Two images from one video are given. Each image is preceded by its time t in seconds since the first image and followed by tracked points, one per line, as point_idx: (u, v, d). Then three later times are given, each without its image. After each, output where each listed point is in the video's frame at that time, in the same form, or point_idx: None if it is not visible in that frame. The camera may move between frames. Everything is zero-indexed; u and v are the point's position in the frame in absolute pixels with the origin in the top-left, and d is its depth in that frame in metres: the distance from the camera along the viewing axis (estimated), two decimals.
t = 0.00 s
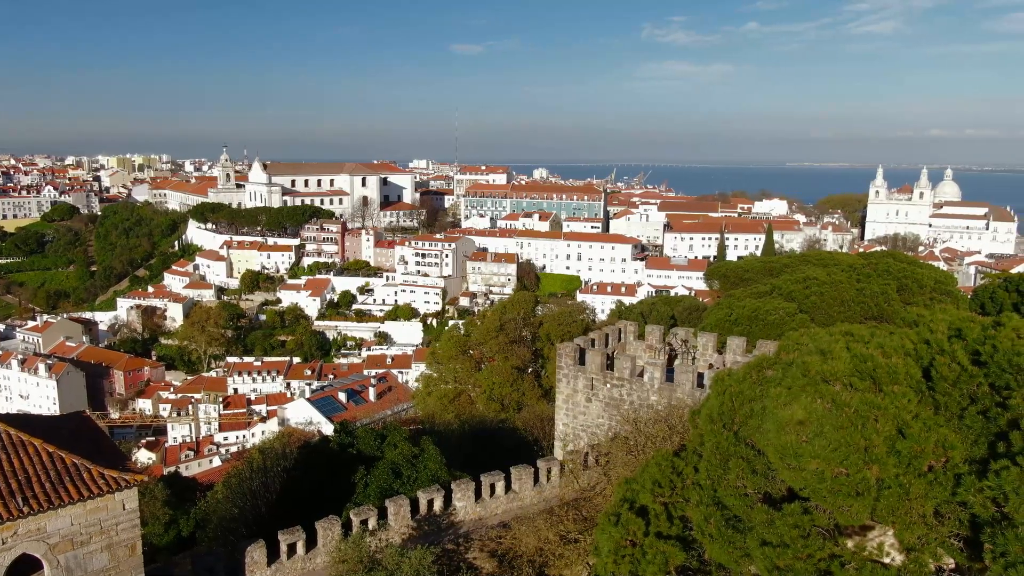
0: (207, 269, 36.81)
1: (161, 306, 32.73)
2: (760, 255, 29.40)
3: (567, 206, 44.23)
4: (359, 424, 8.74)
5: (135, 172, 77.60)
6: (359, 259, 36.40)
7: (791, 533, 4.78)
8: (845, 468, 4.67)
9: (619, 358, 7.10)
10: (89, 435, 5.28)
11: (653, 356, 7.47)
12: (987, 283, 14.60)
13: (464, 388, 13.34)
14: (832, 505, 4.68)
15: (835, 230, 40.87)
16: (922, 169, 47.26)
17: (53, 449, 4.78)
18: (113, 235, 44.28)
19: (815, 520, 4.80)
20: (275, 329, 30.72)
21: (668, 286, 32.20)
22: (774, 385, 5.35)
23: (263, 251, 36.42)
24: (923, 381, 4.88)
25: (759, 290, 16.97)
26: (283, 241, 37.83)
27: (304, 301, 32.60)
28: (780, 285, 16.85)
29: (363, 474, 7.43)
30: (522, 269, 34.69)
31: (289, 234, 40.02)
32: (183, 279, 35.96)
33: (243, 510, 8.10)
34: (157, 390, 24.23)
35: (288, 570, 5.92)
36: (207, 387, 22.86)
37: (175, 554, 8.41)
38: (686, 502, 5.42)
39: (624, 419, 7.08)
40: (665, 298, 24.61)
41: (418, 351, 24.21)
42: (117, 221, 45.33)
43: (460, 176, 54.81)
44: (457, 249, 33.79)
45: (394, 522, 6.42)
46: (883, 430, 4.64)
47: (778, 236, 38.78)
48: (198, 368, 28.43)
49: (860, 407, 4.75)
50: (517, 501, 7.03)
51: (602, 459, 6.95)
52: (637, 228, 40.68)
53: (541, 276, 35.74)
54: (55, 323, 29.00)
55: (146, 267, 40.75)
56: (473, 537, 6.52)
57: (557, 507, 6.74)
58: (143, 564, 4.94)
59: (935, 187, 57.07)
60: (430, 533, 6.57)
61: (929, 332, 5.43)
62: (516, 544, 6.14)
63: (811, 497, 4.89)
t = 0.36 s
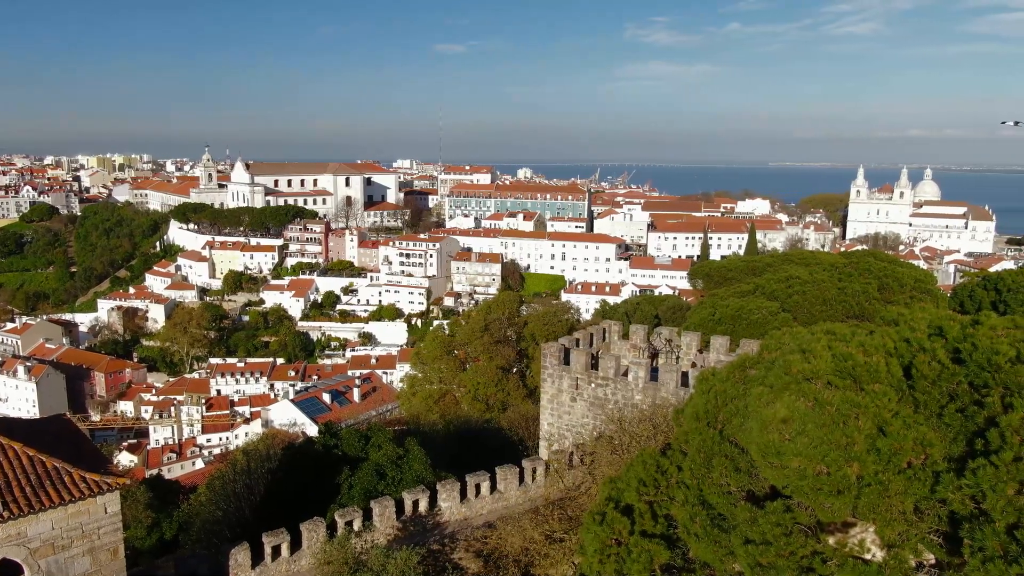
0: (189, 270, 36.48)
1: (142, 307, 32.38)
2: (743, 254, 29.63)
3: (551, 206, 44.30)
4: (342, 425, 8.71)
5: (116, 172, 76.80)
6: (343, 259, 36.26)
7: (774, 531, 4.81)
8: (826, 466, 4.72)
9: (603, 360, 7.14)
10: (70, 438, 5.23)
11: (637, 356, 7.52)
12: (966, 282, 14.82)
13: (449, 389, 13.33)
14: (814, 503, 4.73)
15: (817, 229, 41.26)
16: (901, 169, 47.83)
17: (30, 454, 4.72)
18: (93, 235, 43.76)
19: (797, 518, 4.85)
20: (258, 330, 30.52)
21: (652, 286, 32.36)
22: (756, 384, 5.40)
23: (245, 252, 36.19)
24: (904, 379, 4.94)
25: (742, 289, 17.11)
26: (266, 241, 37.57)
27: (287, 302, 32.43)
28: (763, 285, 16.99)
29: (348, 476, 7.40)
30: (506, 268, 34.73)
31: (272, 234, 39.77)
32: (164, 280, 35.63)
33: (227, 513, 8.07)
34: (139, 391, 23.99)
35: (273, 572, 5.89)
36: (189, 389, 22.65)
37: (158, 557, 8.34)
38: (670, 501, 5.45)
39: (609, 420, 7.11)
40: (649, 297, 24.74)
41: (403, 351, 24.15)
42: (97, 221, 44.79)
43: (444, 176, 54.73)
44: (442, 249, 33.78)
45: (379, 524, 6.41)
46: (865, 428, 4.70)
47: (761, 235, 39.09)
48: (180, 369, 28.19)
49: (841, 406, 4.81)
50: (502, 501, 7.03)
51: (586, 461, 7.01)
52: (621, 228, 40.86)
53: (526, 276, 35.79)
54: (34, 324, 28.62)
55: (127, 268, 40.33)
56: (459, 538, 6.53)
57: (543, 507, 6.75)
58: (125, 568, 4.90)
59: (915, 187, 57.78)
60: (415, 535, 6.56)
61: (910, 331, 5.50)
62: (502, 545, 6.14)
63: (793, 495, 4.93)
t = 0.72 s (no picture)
0: (170, 271, 36.10)
1: (123, 308, 31.99)
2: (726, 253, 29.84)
3: (535, 206, 44.35)
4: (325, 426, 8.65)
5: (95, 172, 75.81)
6: (326, 260, 36.07)
7: (758, 528, 4.86)
8: (811, 464, 4.77)
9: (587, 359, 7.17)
10: (51, 442, 5.16)
11: (621, 356, 7.55)
12: (945, 281, 15.02)
13: (434, 389, 13.32)
14: (798, 501, 4.78)
15: (799, 229, 41.63)
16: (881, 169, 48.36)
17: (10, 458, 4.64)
18: (72, 236, 43.19)
19: (781, 516, 4.91)
20: (240, 331, 30.27)
21: (635, 285, 32.48)
22: (741, 383, 5.45)
23: (228, 252, 35.92)
24: (885, 378, 5.00)
25: (725, 289, 17.24)
26: (249, 242, 37.28)
27: (270, 302, 32.22)
28: (746, 284, 17.10)
29: (332, 477, 7.37)
30: (490, 268, 34.74)
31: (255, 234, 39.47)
32: (145, 280, 35.25)
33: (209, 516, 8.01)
34: (120, 393, 23.72)
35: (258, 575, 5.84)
36: (171, 391, 22.41)
37: (139, 561, 8.26)
38: (657, 500, 5.49)
39: (593, 419, 7.13)
40: (632, 297, 24.82)
41: (387, 352, 24.06)
42: (77, 221, 44.20)
43: (428, 176, 54.60)
44: (426, 249, 33.71)
45: (364, 525, 6.39)
46: (847, 426, 4.76)
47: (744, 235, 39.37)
48: (162, 371, 27.92)
49: (824, 404, 4.87)
50: (487, 501, 7.03)
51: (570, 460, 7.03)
52: (604, 228, 41.00)
53: (510, 276, 35.79)
54: (12, 326, 28.19)
55: (107, 269, 39.87)
56: (444, 538, 6.54)
57: (528, 507, 6.76)
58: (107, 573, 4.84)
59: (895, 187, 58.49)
60: (400, 536, 6.54)
61: (891, 330, 5.57)
62: (489, 545, 6.14)
63: (777, 494, 4.99)
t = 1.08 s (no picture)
0: (153, 271, 35.75)
1: (106, 310, 31.65)
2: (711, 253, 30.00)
3: (521, 206, 44.37)
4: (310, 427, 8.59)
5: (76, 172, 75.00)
6: (311, 260, 35.90)
7: (744, 527, 4.90)
8: (797, 461, 4.82)
9: (575, 361, 7.18)
10: (34, 444, 5.10)
11: (607, 355, 7.58)
12: (927, 280, 15.17)
13: (420, 389, 13.33)
14: (785, 499, 4.82)
15: (783, 228, 41.92)
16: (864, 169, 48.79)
17: None
18: (53, 236, 42.69)
19: (767, 515, 4.94)
20: (225, 332, 30.05)
21: (621, 285, 32.58)
22: (728, 381, 5.50)
23: (212, 253, 35.67)
24: (869, 377, 5.05)
25: (710, 289, 17.32)
26: (233, 242, 37.03)
27: (254, 303, 32.03)
28: (731, 284, 17.20)
29: (319, 477, 7.34)
30: (476, 268, 34.74)
31: (239, 234, 39.19)
32: (128, 281, 34.92)
33: (195, 518, 7.96)
34: (103, 395, 23.47)
35: None
36: (155, 392, 22.21)
37: (124, 565, 8.19)
38: (643, 499, 5.51)
39: (580, 418, 7.15)
40: (618, 296, 24.87)
41: (373, 352, 23.98)
42: (58, 222, 43.68)
43: (414, 176, 54.46)
44: (411, 249, 33.67)
45: (351, 527, 6.36)
46: (832, 424, 4.81)
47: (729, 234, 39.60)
48: (145, 373, 27.68)
49: (809, 402, 4.92)
50: (474, 502, 7.02)
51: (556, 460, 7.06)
52: (591, 228, 41.08)
53: (496, 276, 35.79)
54: None
55: (90, 270, 39.47)
56: (431, 539, 6.57)
57: (516, 507, 6.77)
58: None
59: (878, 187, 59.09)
60: (387, 537, 6.53)
61: (875, 328, 5.62)
62: (475, 546, 6.15)
63: (762, 492, 5.04)
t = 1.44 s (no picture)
0: (138, 272, 35.46)
1: (89, 311, 31.34)
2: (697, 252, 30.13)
3: (508, 206, 44.39)
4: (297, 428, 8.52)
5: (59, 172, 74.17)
6: (298, 260, 35.73)
7: (732, 526, 4.93)
8: (783, 460, 4.86)
9: (563, 360, 7.19)
10: (18, 447, 5.03)
11: (594, 355, 7.59)
12: (910, 279, 15.36)
13: (408, 389, 13.30)
14: (772, 498, 4.86)
15: (769, 228, 42.19)
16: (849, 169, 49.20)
17: None
18: (36, 237, 42.21)
19: (754, 513, 4.98)
20: (211, 333, 29.83)
21: (608, 284, 32.68)
22: (714, 381, 5.53)
23: (197, 253, 35.42)
24: (854, 375, 5.09)
25: (697, 288, 17.41)
26: (218, 242, 36.79)
27: (240, 304, 31.85)
28: (717, 284, 17.29)
29: (307, 479, 7.30)
30: (463, 268, 34.72)
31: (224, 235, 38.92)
32: (112, 282, 34.58)
33: (181, 522, 7.90)
34: (87, 397, 23.24)
35: None
36: (140, 394, 22.02)
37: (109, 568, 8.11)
38: (631, 498, 5.53)
39: (568, 418, 7.17)
40: (606, 296, 24.91)
41: (360, 352, 23.89)
42: (41, 222, 43.18)
43: (401, 176, 54.32)
44: (398, 249, 33.60)
45: (339, 528, 6.34)
46: (819, 423, 4.85)
47: (715, 234, 39.81)
48: (130, 374, 27.43)
49: (796, 401, 4.95)
50: (462, 502, 7.03)
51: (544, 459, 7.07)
52: (578, 228, 41.16)
53: (483, 276, 35.79)
54: None
55: (73, 271, 39.07)
56: (420, 540, 6.58)
57: (504, 507, 6.78)
58: None
59: (862, 187, 59.60)
60: (376, 538, 6.51)
61: (860, 327, 5.67)
62: (464, 546, 6.16)
63: (750, 491, 5.08)
